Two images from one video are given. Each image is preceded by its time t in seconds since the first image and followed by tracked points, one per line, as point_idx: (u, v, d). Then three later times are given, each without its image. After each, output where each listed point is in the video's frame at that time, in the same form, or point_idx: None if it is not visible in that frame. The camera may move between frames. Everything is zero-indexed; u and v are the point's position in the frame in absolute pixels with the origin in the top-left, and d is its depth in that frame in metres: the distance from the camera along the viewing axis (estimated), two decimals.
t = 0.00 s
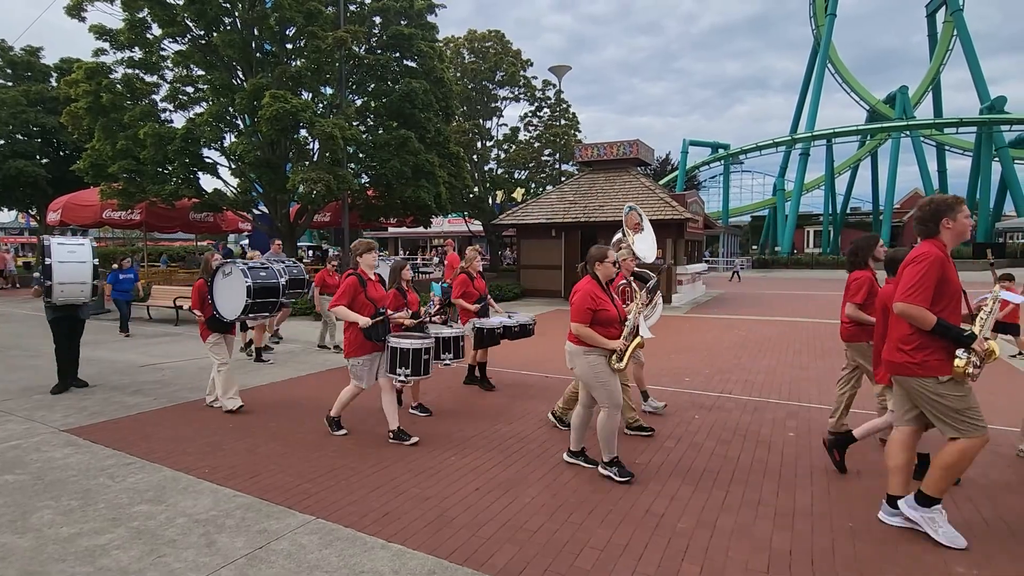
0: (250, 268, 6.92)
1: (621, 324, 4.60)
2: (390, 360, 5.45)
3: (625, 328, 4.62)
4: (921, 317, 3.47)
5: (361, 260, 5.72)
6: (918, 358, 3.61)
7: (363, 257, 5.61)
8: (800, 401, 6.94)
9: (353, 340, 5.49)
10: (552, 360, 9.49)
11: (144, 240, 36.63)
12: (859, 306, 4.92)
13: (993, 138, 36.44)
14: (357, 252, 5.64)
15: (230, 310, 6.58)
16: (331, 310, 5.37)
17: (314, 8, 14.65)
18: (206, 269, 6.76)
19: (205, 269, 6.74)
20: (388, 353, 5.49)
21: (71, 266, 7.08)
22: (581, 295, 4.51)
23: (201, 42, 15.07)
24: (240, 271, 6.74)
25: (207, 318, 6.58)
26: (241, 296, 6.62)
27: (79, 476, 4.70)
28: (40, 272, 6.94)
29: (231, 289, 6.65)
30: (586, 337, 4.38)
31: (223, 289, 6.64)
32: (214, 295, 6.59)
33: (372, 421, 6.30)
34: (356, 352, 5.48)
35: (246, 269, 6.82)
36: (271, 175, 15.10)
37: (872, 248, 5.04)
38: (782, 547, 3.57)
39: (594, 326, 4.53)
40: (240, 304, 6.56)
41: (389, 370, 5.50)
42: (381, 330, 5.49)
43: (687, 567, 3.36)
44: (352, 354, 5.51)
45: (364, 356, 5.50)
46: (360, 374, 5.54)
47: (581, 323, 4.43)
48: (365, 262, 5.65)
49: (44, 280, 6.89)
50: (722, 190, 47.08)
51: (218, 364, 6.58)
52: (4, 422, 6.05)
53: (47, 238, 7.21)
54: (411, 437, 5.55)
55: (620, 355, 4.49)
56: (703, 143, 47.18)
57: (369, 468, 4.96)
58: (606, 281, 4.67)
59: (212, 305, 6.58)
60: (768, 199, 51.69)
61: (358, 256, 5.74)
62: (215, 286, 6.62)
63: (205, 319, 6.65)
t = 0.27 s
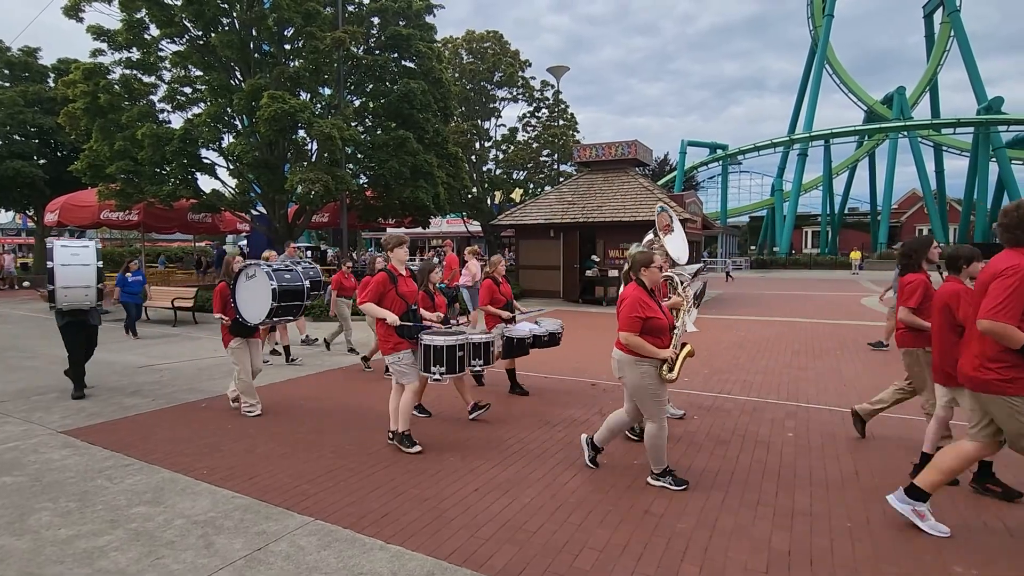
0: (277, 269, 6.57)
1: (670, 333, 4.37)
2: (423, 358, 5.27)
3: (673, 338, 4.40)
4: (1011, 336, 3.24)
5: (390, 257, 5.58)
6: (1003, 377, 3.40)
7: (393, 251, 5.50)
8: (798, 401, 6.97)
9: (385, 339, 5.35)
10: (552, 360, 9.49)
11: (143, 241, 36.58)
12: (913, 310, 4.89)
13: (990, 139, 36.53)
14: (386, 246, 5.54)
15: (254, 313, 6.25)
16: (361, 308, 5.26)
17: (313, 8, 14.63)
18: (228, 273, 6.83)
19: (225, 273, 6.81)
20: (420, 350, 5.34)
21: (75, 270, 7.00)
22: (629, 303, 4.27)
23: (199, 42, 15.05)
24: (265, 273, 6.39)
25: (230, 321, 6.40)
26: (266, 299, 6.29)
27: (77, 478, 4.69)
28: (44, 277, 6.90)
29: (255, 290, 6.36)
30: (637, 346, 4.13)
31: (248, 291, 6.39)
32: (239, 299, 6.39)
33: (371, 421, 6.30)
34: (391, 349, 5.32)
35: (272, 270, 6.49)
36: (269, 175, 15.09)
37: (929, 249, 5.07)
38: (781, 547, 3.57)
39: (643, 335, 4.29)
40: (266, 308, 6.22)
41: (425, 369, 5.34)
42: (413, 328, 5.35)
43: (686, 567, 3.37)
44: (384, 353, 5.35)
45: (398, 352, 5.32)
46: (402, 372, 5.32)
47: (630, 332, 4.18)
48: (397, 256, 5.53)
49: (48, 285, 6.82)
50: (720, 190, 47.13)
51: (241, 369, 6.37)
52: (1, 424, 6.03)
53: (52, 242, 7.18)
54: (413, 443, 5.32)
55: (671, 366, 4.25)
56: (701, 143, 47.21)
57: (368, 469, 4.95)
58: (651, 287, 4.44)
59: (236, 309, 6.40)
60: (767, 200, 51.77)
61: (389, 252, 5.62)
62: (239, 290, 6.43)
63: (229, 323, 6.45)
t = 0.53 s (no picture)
0: (302, 271, 6.44)
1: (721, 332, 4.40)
2: (466, 373, 5.04)
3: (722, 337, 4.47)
4: None
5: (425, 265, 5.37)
6: None
7: (428, 260, 5.26)
8: (796, 401, 6.98)
9: (423, 352, 5.10)
10: (550, 361, 9.49)
11: (141, 242, 36.57)
12: (973, 309, 4.81)
13: (988, 139, 36.61)
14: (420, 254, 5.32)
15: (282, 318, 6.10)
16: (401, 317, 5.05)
17: (311, 9, 14.62)
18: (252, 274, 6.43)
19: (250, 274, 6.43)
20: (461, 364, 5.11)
21: (91, 270, 6.72)
22: (684, 302, 4.24)
23: (197, 43, 15.05)
24: (291, 274, 6.24)
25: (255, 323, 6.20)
26: (292, 302, 6.10)
27: (75, 479, 4.68)
28: (57, 276, 6.62)
29: (282, 293, 6.17)
30: (697, 347, 4.12)
31: (274, 294, 6.16)
32: (265, 302, 6.12)
33: (370, 422, 6.30)
34: (430, 363, 5.09)
35: (298, 272, 6.34)
36: (268, 176, 15.07)
37: (986, 247, 5.04)
38: (779, 547, 3.58)
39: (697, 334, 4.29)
40: (293, 311, 6.05)
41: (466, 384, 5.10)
42: (450, 338, 5.11)
43: (684, 567, 3.37)
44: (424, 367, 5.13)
45: (439, 365, 5.08)
46: (441, 386, 5.15)
47: (684, 331, 4.16)
48: (432, 265, 5.30)
49: (59, 284, 6.56)
50: (718, 191, 47.19)
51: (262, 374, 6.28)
52: None
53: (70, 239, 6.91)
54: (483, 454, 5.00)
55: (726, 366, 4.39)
56: (699, 144, 47.27)
57: (366, 470, 4.95)
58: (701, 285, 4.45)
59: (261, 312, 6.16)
60: (765, 200, 51.85)
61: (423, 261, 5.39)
62: (263, 292, 6.18)
63: (254, 327, 6.26)
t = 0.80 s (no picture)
0: (329, 273, 6.49)
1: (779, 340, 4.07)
2: (512, 366, 5.16)
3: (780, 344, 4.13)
4: None
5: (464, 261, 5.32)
6: None
7: (468, 254, 5.22)
8: (795, 402, 6.99)
9: (457, 348, 5.00)
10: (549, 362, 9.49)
11: (139, 244, 36.55)
12: None
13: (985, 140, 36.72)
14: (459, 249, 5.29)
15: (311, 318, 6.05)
16: (439, 313, 4.89)
17: (310, 11, 14.61)
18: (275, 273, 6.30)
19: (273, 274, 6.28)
20: (506, 359, 5.22)
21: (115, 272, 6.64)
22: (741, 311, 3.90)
23: (196, 45, 15.04)
24: (319, 276, 6.25)
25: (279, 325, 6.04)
26: (320, 305, 6.11)
27: (73, 482, 4.67)
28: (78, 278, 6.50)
29: (310, 294, 6.14)
30: (753, 359, 3.85)
31: (300, 295, 6.11)
32: (291, 302, 6.06)
33: (370, 424, 6.29)
34: (463, 361, 5.00)
35: (325, 274, 6.37)
36: (266, 177, 14.97)
37: None
38: (778, 548, 3.58)
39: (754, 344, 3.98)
40: (321, 314, 6.04)
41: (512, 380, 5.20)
42: (490, 336, 4.98)
43: (684, 568, 3.37)
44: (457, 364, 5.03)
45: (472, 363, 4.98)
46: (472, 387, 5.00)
47: (740, 341, 3.85)
48: (470, 259, 5.25)
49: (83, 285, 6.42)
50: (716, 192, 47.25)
51: (293, 379, 5.99)
52: None
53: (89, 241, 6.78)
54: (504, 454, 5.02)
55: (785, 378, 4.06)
56: (697, 145, 47.32)
57: (365, 472, 4.94)
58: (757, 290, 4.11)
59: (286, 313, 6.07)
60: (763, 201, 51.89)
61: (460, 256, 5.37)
62: (289, 292, 6.11)
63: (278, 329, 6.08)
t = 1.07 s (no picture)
0: (356, 275, 6.10)
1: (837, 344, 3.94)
2: (557, 382, 4.85)
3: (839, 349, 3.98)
4: None
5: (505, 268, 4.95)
6: None
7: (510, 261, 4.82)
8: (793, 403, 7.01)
9: (495, 361, 4.72)
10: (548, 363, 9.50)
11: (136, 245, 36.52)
12: None
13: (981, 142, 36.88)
14: (501, 257, 4.87)
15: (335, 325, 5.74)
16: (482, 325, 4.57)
17: (308, 12, 14.59)
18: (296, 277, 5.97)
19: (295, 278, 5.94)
20: (550, 373, 4.88)
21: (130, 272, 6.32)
22: (800, 309, 3.80)
23: (194, 46, 15.02)
24: (346, 279, 5.84)
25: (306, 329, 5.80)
26: (346, 308, 5.76)
27: (70, 484, 4.65)
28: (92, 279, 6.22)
29: (336, 299, 5.79)
30: (814, 359, 3.71)
31: (324, 298, 5.80)
32: (314, 307, 5.78)
33: (368, 425, 6.28)
34: (500, 374, 4.72)
35: (353, 277, 5.96)
36: (264, 178, 14.93)
37: None
38: (776, 548, 3.59)
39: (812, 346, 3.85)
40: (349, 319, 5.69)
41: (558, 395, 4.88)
42: (533, 348, 4.69)
43: (683, 570, 3.36)
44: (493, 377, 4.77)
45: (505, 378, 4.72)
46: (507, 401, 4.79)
47: (799, 340, 3.74)
48: (512, 268, 4.88)
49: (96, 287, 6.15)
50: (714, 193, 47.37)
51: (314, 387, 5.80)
52: None
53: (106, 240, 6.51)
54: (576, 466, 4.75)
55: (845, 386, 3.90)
56: (695, 147, 47.42)
57: (363, 473, 4.94)
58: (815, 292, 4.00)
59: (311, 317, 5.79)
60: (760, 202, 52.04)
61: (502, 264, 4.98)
62: (314, 296, 5.82)
63: (302, 332, 5.82)
